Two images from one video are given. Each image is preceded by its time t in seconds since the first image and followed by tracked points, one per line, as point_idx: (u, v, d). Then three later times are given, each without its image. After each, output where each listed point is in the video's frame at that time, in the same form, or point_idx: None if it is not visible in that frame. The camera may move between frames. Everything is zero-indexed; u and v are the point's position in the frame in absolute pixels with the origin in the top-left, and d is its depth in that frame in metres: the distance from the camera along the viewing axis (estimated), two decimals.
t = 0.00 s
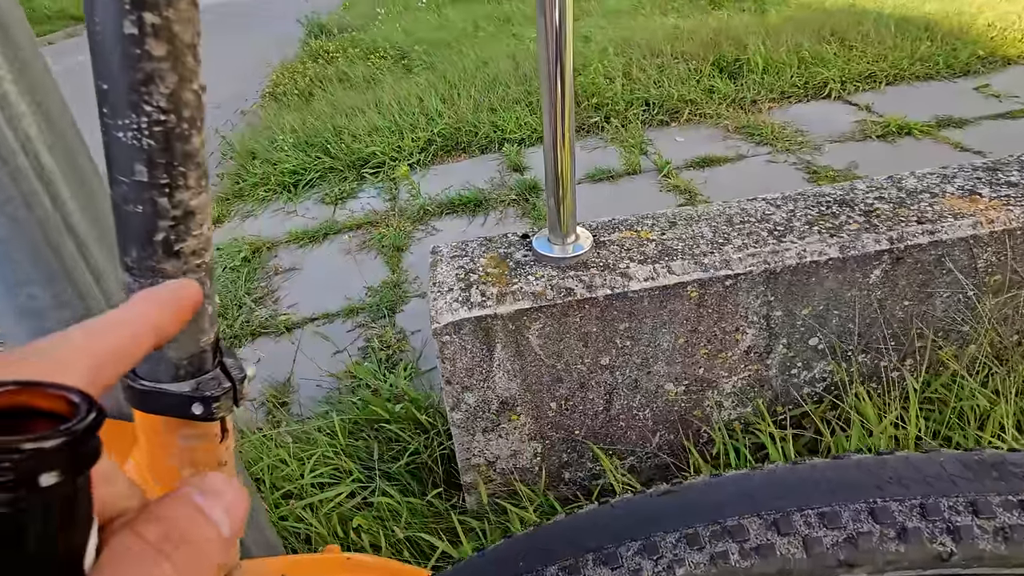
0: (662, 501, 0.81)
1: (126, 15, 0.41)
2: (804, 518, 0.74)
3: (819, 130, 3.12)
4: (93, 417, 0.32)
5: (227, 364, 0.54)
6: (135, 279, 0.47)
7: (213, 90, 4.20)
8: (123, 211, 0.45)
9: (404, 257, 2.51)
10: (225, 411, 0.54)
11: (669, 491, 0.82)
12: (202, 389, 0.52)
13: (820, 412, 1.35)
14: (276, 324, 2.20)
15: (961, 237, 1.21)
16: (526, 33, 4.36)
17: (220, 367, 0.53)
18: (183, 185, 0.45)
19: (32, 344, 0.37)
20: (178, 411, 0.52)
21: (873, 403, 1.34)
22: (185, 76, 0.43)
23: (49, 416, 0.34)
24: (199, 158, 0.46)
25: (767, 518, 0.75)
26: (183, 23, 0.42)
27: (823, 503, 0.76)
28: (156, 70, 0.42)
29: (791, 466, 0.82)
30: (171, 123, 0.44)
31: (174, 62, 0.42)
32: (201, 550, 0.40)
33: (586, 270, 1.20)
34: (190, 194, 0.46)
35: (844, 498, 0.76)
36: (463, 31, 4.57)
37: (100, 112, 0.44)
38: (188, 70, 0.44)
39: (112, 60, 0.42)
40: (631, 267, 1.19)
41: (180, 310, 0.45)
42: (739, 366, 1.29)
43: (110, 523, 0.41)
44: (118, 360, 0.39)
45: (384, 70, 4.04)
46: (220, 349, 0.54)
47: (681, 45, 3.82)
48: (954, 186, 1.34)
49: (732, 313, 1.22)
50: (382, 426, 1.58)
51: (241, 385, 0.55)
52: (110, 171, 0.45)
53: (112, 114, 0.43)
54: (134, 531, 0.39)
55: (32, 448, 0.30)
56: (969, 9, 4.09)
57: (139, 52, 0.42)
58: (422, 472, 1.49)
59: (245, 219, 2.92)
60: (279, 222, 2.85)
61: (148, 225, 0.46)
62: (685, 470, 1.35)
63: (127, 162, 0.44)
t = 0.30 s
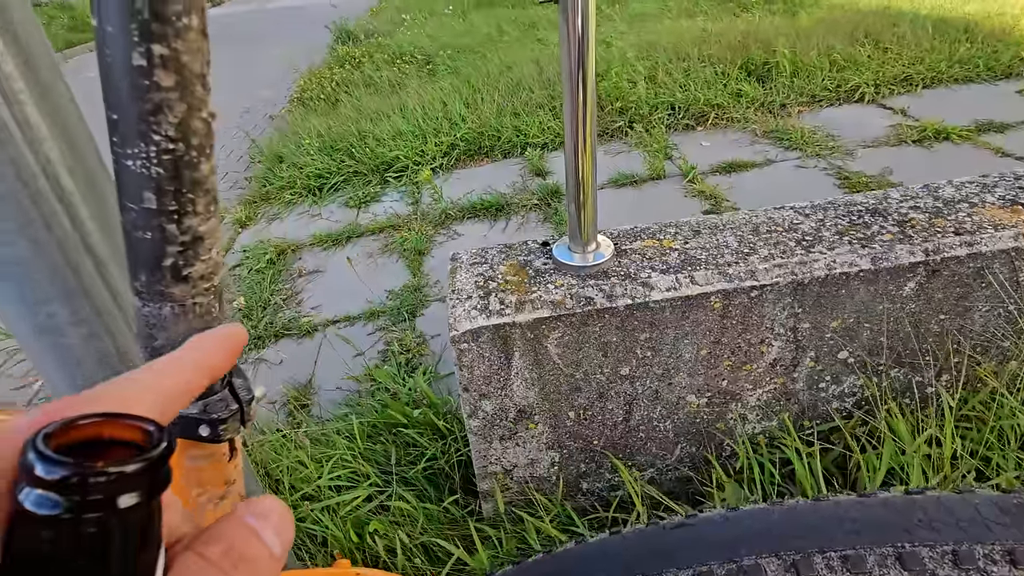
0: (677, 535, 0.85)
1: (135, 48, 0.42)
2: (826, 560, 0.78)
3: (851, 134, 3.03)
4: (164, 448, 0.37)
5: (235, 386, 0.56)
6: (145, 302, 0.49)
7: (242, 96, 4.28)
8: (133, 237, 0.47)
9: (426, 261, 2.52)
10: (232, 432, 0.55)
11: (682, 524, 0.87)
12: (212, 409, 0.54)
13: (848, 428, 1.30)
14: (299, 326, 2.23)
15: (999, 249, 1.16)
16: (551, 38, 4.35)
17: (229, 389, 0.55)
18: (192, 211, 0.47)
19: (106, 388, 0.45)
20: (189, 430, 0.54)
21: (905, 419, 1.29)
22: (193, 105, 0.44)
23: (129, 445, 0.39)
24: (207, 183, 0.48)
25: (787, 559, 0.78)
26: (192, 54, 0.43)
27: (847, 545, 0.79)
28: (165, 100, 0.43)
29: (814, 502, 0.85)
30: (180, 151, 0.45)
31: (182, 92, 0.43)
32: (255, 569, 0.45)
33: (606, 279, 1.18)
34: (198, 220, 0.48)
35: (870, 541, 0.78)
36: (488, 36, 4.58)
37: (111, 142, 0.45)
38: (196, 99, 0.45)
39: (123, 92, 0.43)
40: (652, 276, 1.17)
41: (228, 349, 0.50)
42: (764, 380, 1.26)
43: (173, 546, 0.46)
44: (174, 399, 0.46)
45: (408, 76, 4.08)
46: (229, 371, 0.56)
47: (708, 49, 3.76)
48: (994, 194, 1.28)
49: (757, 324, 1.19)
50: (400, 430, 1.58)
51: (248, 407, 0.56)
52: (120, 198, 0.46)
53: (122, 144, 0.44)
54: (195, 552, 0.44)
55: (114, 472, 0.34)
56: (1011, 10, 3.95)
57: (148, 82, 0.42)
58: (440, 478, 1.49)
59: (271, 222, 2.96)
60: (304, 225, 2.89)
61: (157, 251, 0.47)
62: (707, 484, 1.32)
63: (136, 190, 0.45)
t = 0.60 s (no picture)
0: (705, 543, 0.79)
1: (154, 24, 0.37)
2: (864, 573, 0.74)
3: (879, 139, 2.96)
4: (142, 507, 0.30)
5: (251, 376, 0.52)
6: (161, 288, 0.45)
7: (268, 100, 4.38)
8: (150, 221, 0.42)
9: (445, 264, 2.53)
10: (248, 422, 0.53)
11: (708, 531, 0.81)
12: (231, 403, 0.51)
13: (877, 441, 1.26)
14: (319, 327, 2.25)
15: None
16: (572, 43, 4.35)
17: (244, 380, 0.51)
18: (210, 196, 0.42)
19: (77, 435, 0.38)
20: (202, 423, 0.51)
21: (938, 433, 1.24)
22: (213, 85, 0.39)
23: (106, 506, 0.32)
24: (227, 165, 0.43)
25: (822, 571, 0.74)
26: (212, 32, 0.38)
27: (886, 558, 0.74)
28: (184, 79, 0.38)
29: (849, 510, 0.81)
30: (198, 133, 0.40)
31: (202, 72, 0.38)
32: None
33: (627, 283, 1.16)
34: (216, 204, 0.43)
35: (912, 555, 0.74)
36: (510, 41, 4.60)
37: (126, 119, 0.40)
38: (216, 78, 0.39)
39: (139, 68, 0.38)
40: (674, 281, 1.15)
41: (218, 391, 0.47)
42: (789, 389, 1.22)
43: None
44: (160, 446, 0.42)
45: (430, 80, 4.11)
46: (244, 360, 0.51)
47: (731, 53, 3.72)
48: None
49: (783, 332, 1.16)
50: (417, 433, 1.58)
51: (264, 398, 0.53)
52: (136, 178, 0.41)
53: (139, 124, 0.39)
54: None
55: (84, 539, 0.28)
56: None
57: (166, 61, 0.37)
58: (456, 482, 1.49)
59: (294, 225, 3.01)
60: (325, 227, 2.93)
61: (175, 236, 0.43)
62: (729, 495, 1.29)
63: (153, 172, 0.40)
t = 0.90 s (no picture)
0: (754, 570, 0.79)
1: (190, 16, 0.34)
2: None
3: (906, 145, 2.89)
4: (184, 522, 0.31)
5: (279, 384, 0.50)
6: (190, 293, 0.42)
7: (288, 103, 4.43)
8: (180, 222, 0.40)
9: (461, 267, 2.52)
10: (276, 433, 0.51)
11: (760, 558, 0.81)
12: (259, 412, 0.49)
13: (909, 454, 1.21)
14: (336, 328, 2.26)
15: None
16: (591, 47, 4.34)
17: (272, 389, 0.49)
18: (242, 196, 0.40)
19: (115, 445, 0.38)
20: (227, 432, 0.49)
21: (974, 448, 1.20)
22: (248, 82, 0.36)
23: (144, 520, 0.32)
24: (261, 166, 0.40)
25: None
26: (250, 25, 0.35)
27: None
28: (219, 75, 0.35)
29: (916, 543, 0.79)
30: (232, 131, 0.37)
31: (238, 67, 0.36)
32: None
33: (650, 289, 1.14)
34: (249, 206, 0.40)
35: None
36: (528, 44, 4.60)
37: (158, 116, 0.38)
38: (252, 74, 0.37)
39: (173, 61, 0.35)
40: (699, 288, 1.12)
41: (255, 401, 0.46)
42: (816, 400, 1.19)
43: None
44: (197, 454, 0.42)
45: (449, 84, 4.12)
46: (272, 367, 0.49)
47: (753, 56, 3.67)
48: None
49: (810, 341, 1.12)
50: (434, 437, 1.57)
51: (292, 407, 0.51)
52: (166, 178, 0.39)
53: (172, 121, 0.37)
54: None
55: (127, 556, 0.28)
56: None
57: (201, 55, 0.35)
58: (472, 487, 1.47)
59: (312, 226, 3.03)
60: (342, 229, 2.94)
61: (206, 238, 0.40)
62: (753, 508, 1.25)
63: (185, 171, 0.38)
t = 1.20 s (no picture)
0: None
1: (236, 7, 0.34)
2: None
3: (928, 150, 2.84)
4: (205, 542, 0.30)
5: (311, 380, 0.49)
6: (228, 287, 0.42)
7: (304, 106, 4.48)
8: (219, 215, 0.40)
9: (475, 271, 2.52)
10: (308, 431, 0.50)
11: (802, 568, 0.84)
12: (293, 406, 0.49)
13: (934, 467, 1.19)
14: (350, 331, 2.26)
15: None
16: (606, 52, 4.33)
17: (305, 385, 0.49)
18: (282, 189, 0.39)
19: (147, 448, 0.37)
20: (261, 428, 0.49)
21: (1002, 461, 1.17)
22: (291, 74, 0.36)
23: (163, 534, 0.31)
24: (300, 159, 0.40)
25: None
26: (294, 16, 0.35)
27: None
28: (263, 66, 0.35)
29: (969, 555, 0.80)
30: (274, 124, 0.37)
31: (281, 59, 0.35)
32: None
33: (669, 294, 1.13)
34: (288, 199, 0.40)
35: None
36: (543, 49, 4.60)
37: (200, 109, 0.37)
38: (294, 66, 0.36)
39: (217, 52, 0.35)
40: (718, 293, 1.11)
41: (282, 413, 0.46)
42: (839, 409, 1.16)
43: None
44: (227, 462, 0.41)
45: (463, 89, 4.13)
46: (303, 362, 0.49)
47: (770, 61, 3.63)
48: None
49: (832, 350, 1.10)
50: (447, 441, 1.56)
51: (324, 404, 0.51)
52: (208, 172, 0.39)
53: (215, 113, 0.37)
54: None
55: None
56: None
57: (246, 46, 0.35)
58: (485, 492, 1.46)
59: (327, 229, 3.05)
60: (357, 232, 2.96)
61: (245, 230, 0.40)
62: (772, 519, 1.23)
63: (227, 163, 0.38)
